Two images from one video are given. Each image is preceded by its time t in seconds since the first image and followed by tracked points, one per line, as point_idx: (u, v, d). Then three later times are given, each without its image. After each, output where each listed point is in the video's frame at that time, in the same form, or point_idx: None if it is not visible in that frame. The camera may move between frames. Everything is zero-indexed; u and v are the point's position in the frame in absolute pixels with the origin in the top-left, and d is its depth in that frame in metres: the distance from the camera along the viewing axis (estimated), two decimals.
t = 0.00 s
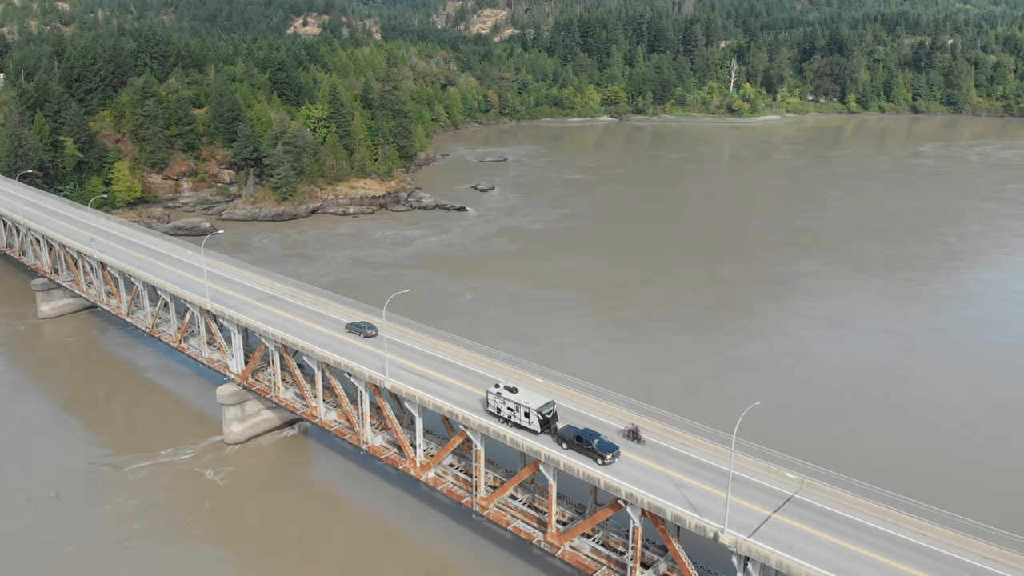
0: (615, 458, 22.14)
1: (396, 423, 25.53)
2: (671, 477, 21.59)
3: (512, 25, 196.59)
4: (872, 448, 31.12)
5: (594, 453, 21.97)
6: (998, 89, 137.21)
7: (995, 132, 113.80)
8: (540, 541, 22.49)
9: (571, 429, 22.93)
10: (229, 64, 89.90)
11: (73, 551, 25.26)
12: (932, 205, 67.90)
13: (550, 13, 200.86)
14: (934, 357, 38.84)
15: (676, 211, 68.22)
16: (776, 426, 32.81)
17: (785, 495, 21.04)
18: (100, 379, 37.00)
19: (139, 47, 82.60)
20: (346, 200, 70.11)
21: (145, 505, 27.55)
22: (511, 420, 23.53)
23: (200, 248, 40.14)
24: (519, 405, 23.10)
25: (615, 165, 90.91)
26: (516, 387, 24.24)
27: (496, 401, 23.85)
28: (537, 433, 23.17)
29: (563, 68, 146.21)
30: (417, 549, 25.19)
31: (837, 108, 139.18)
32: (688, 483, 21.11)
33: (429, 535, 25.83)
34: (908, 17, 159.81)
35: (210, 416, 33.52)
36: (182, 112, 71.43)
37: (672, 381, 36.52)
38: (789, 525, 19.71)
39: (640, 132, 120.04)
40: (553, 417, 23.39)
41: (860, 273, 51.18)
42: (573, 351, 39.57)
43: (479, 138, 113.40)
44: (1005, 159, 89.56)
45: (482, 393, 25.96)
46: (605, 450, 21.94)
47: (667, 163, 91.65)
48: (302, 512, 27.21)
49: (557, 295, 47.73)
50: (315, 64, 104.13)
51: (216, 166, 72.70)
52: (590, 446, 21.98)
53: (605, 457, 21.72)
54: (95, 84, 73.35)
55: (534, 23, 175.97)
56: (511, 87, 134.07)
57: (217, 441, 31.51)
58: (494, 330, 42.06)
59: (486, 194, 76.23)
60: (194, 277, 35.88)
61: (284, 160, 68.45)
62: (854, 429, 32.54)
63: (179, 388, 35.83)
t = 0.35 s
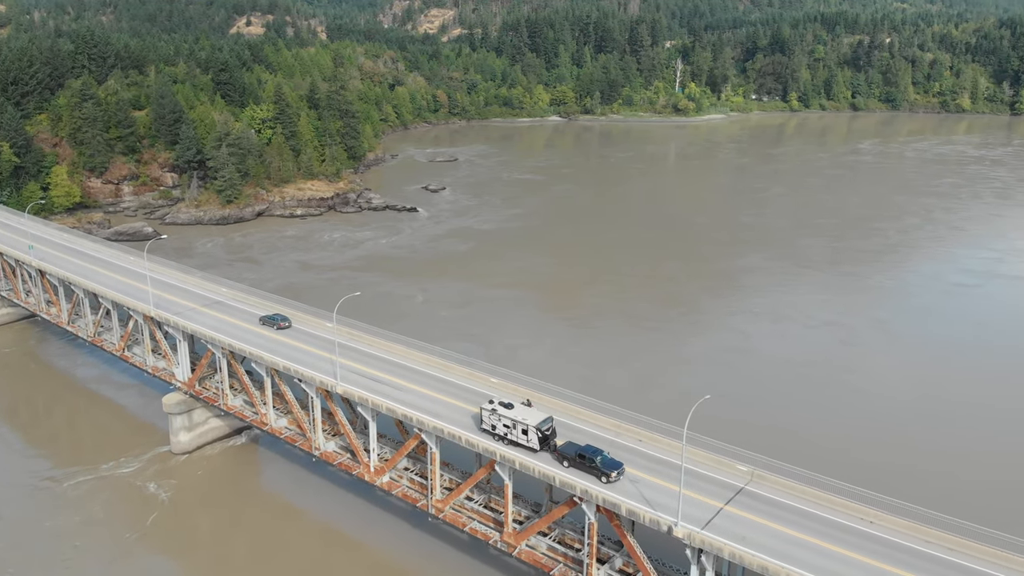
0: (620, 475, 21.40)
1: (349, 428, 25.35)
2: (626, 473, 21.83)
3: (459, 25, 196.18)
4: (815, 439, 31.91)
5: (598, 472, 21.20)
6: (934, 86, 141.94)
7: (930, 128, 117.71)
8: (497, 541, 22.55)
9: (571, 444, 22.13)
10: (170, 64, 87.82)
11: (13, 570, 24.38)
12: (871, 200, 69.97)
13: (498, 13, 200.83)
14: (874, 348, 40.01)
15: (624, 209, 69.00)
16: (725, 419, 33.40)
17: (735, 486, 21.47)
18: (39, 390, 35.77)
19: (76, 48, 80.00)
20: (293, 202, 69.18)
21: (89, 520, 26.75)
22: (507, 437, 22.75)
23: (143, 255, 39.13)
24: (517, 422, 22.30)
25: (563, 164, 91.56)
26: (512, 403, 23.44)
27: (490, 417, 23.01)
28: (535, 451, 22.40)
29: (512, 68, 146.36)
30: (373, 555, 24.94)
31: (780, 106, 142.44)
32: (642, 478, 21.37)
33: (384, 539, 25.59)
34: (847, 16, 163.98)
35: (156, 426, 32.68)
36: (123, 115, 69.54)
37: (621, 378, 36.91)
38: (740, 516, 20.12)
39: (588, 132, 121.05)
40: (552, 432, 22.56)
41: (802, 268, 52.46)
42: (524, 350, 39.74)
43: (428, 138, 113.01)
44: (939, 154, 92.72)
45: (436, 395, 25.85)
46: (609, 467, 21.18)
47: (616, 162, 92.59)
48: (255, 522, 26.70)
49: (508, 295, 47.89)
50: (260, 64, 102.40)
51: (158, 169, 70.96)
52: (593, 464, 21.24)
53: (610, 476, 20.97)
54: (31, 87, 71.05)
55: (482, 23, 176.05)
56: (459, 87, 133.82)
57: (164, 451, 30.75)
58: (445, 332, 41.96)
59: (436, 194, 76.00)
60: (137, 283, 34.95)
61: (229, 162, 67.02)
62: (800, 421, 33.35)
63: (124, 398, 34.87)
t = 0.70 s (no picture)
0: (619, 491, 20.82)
1: (290, 436, 25.06)
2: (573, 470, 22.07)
3: (394, 25, 194.73)
4: (749, 430, 32.73)
5: (597, 489, 20.60)
6: (859, 84, 146.89)
7: (856, 124, 121.83)
8: (444, 543, 22.57)
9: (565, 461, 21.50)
10: (95, 66, 84.90)
11: None
12: (800, 196, 72.10)
13: (433, 12, 199.56)
14: (807, 339, 41.27)
15: (562, 208, 69.60)
16: (666, 413, 34.00)
17: (677, 478, 21.93)
18: None
19: None
20: (226, 206, 67.83)
21: (17, 541, 25.66)
22: (498, 455, 22.08)
23: (70, 263, 37.75)
24: (511, 439, 21.60)
25: (501, 164, 91.92)
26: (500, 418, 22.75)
27: (479, 434, 22.23)
28: (529, 468, 21.74)
29: (449, 68, 145.83)
30: (319, 565, 24.59)
31: (713, 105, 145.48)
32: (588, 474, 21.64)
33: (330, 548, 25.26)
34: (775, 16, 168.17)
35: (89, 440, 31.52)
36: (46, 119, 66.93)
37: (561, 376, 37.24)
38: (683, 507, 20.55)
39: (527, 131, 121.70)
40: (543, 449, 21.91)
41: (735, 263, 53.79)
42: (464, 352, 39.73)
43: (366, 138, 111.97)
44: (864, 150, 96.08)
45: (380, 399, 25.63)
46: (608, 484, 20.59)
47: (553, 161, 93.37)
48: (195, 536, 26.03)
49: (447, 296, 47.84)
50: (190, 65, 99.86)
51: (84, 174, 68.34)
52: (591, 480, 20.65)
53: (610, 492, 20.38)
54: None
55: (418, 22, 175.21)
56: (396, 87, 132.87)
57: (97, 466, 29.71)
58: (384, 335, 41.64)
59: (374, 195, 75.34)
60: (64, 293, 33.74)
61: (158, 166, 64.87)
62: (737, 412, 34.19)
63: (53, 413, 33.53)
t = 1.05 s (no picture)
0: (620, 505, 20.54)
1: (227, 447, 24.58)
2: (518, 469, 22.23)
3: (326, 25, 191.94)
4: (687, 423, 33.37)
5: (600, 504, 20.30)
6: (786, 82, 150.97)
7: (784, 122, 125.40)
8: (389, 548, 22.45)
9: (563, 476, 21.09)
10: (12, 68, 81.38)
11: None
12: (731, 193, 73.89)
13: (365, 11, 197.31)
14: (741, 332, 42.34)
15: (499, 208, 69.75)
16: (606, 410, 34.41)
17: (619, 472, 22.32)
18: None
19: None
20: (154, 211, 65.80)
21: None
22: (491, 473, 21.53)
23: None
24: (504, 456, 21.08)
25: (437, 164, 91.60)
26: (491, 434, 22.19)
27: (471, 452, 21.65)
28: (526, 484, 21.25)
29: (383, 68, 144.20)
30: None
31: (645, 105, 147.68)
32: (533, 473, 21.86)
33: (270, 559, 24.75)
34: (704, 16, 171.76)
35: (14, 458, 30.19)
36: None
37: (501, 376, 37.32)
38: (626, 501, 20.92)
39: (463, 131, 121.40)
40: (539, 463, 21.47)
41: (669, 260, 54.80)
42: (403, 355, 39.47)
43: (299, 140, 110.10)
44: (790, 147, 99.02)
45: (320, 405, 25.32)
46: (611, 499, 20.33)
47: (489, 161, 93.49)
48: (128, 552, 25.18)
49: (385, 299, 47.46)
50: (113, 66, 96.59)
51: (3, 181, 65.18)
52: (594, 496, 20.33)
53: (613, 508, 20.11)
54: None
55: (349, 21, 173.11)
56: (329, 87, 130.98)
57: (24, 484, 28.49)
58: (321, 341, 41.05)
59: (309, 198, 74.15)
60: None
61: (81, 172, 62.37)
62: (675, 405, 34.84)
63: None
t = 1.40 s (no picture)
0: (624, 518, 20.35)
1: (160, 460, 24.13)
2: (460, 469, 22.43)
3: (255, 25, 188.13)
4: (623, 419, 33.77)
5: (604, 518, 20.09)
6: (716, 81, 154.16)
7: (714, 120, 128.25)
8: (332, 556, 22.35)
9: (568, 492, 20.76)
10: None
11: None
12: (664, 191, 75.27)
13: (295, 10, 193.79)
14: (675, 328, 43.11)
15: (436, 209, 69.48)
16: (546, 409, 34.62)
17: (563, 468, 22.73)
18: None
19: None
20: (79, 218, 63.27)
21: None
22: (489, 490, 21.14)
23: None
24: (505, 471, 20.71)
25: (372, 165, 90.69)
26: (487, 449, 21.79)
27: (468, 469, 21.19)
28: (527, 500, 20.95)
29: (315, 68, 141.96)
30: None
31: (580, 105, 149.15)
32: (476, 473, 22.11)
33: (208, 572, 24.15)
34: (636, 16, 174.41)
35: None
36: None
37: (439, 380, 37.18)
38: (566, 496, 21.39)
39: (399, 132, 120.47)
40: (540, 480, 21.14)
41: (605, 258, 55.46)
42: (339, 362, 38.96)
43: (229, 142, 107.63)
44: (720, 144, 101.37)
45: (256, 413, 24.86)
46: (615, 512, 20.15)
47: (425, 162, 93.05)
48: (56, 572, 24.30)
49: (320, 304, 46.79)
50: (30, 68, 92.86)
51: None
52: (600, 510, 20.10)
53: (617, 521, 19.93)
54: None
55: (280, 21, 170.02)
56: (260, 87, 128.37)
57: None
58: (254, 350, 40.22)
59: (240, 201, 72.50)
60: None
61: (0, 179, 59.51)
62: (614, 401, 35.34)
63: None
